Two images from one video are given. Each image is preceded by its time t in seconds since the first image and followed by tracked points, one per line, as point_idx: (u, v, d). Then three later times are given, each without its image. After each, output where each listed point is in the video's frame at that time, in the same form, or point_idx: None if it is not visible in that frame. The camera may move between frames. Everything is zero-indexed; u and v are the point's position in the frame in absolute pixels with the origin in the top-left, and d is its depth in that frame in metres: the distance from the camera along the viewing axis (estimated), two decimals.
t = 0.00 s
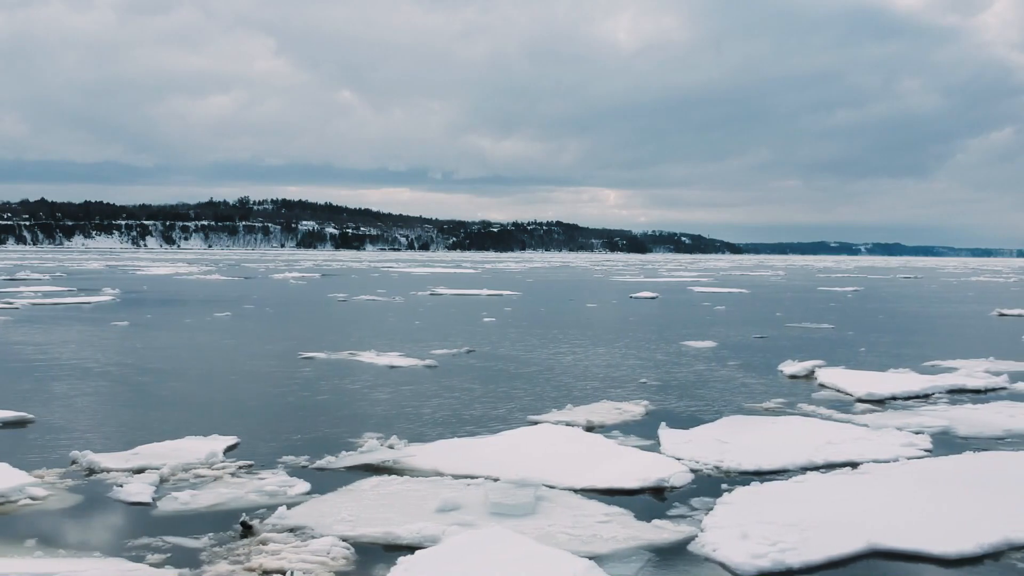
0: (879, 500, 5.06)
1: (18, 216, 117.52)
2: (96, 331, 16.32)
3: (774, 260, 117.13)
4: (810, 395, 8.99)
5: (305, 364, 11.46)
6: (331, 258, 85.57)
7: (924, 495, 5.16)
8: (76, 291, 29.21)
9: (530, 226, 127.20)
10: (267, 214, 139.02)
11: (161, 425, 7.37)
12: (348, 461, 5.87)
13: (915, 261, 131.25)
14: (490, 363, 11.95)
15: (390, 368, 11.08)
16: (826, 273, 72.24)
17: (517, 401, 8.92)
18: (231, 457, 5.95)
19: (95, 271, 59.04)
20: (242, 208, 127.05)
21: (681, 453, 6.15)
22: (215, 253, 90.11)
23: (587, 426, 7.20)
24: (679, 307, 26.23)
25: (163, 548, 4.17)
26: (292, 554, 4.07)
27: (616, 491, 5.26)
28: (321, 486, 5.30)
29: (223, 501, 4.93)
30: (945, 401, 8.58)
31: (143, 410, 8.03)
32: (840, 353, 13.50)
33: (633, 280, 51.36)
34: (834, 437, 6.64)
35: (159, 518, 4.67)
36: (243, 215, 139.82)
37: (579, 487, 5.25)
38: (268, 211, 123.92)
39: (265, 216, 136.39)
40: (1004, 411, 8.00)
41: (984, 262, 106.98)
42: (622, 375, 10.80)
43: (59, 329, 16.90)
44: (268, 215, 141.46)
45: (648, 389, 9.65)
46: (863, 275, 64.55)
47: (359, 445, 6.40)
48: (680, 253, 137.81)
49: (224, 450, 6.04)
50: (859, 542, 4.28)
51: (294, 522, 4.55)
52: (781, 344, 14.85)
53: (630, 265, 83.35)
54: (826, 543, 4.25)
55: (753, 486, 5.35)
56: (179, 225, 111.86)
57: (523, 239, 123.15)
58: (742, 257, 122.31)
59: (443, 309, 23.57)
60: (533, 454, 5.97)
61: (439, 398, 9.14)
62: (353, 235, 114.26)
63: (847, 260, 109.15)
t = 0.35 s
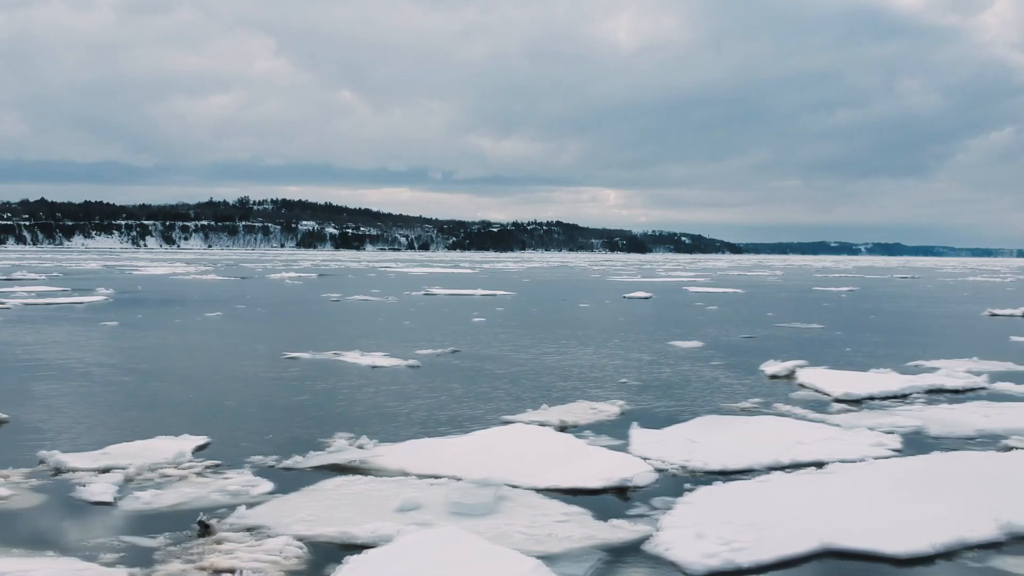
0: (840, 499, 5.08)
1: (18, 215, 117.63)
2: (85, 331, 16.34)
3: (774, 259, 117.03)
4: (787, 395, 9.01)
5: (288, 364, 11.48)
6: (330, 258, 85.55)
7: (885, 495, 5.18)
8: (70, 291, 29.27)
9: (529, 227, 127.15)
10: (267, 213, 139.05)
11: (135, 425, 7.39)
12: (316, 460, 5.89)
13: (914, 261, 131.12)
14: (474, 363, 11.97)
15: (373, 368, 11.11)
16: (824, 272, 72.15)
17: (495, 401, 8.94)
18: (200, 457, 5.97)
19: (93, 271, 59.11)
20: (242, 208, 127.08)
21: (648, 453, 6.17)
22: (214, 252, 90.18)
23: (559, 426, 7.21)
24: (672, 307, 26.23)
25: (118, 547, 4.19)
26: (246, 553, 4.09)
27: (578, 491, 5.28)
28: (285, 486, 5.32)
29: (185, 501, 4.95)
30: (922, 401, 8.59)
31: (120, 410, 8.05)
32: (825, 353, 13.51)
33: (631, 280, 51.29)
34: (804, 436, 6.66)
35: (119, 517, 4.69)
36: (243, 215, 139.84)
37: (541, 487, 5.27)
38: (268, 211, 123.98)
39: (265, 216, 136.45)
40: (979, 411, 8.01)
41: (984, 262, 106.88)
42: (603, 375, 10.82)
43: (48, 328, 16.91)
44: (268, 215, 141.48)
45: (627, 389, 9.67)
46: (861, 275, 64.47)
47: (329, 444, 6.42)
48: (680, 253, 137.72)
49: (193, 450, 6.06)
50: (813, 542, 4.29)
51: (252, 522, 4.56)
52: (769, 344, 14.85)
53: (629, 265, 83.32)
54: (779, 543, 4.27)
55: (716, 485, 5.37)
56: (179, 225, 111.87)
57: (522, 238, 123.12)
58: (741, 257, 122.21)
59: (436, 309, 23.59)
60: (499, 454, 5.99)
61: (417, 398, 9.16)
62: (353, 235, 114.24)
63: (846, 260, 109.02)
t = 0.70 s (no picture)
0: (803, 498, 5.10)
1: (16, 215, 117.54)
2: (74, 331, 16.34)
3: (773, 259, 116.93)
4: (766, 395, 9.02)
5: (272, 364, 11.50)
6: (329, 258, 85.48)
7: (848, 494, 5.20)
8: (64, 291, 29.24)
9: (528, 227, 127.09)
10: (266, 214, 139.20)
11: (109, 425, 7.40)
12: (284, 460, 5.91)
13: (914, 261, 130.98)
14: (458, 363, 11.98)
15: (355, 368, 11.13)
16: (822, 272, 72.11)
17: (472, 401, 8.96)
18: (169, 456, 5.99)
19: (91, 271, 59.11)
20: (241, 208, 127.11)
21: (618, 452, 6.19)
22: (213, 252, 90.17)
23: (532, 426, 7.23)
24: (665, 307, 26.22)
25: (73, 547, 4.20)
26: (200, 552, 4.11)
27: (543, 490, 5.30)
28: (250, 485, 5.33)
29: (146, 500, 4.96)
30: (898, 401, 8.60)
31: (95, 410, 8.06)
32: (810, 353, 13.51)
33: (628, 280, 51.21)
34: (774, 436, 6.68)
35: (78, 516, 4.70)
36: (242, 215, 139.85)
37: (505, 487, 5.29)
38: (267, 212, 123.93)
39: (264, 215, 136.45)
40: (953, 411, 8.02)
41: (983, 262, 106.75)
42: (585, 375, 10.84)
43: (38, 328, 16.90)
44: (267, 215, 141.46)
45: (606, 389, 9.70)
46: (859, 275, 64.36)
47: (300, 444, 6.43)
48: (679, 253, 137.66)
49: (162, 450, 6.07)
50: (768, 541, 4.32)
51: (212, 521, 4.58)
52: (755, 344, 14.86)
53: (627, 265, 83.27)
54: (734, 541, 4.29)
55: (680, 484, 5.39)
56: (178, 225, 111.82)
57: (522, 238, 123.12)
58: (741, 257, 122.12)
59: (428, 309, 23.59)
60: (468, 453, 6.01)
61: (395, 399, 9.18)
62: (352, 235, 114.23)
63: (846, 261, 108.90)
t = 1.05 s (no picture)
0: (766, 495, 5.14)
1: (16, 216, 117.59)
2: (64, 330, 16.34)
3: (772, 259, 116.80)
4: (744, 395, 9.04)
5: (256, 364, 11.52)
6: (327, 258, 85.39)
7: (811, 491, 5.24)
8: (59, 291, 29.24)
9: (528, 227, 127.00)
10: (266, 213, 139.17)
11: (85, 425, 7.42)
12: (253, 459, 5.94)
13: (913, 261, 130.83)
14: (442, 362, 11.99)
15: (339, 367, 11.16)
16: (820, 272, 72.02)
17: (451, 400, 8.98)
18: (139, 455, 6.01)
19: (89, 271, 59.11)
20: (241, 208, 127.02)
21: (587, 451, 6.21)
22: (212, 252, 90.17)
23: (507, 425, 7.26)
24: (659, 307, 26.21)
25: (31, 545, 4.22)
26: (156, 550, 4.13)
27: (508, 488, 5.33)
28: (216, 484, 5.36)
29: (111, 498, 4.98)
30: (875, 400, 8.61)
31: (73, 409, 8.08)
32: (797, 352, 13.51)
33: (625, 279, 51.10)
34: (745, 435, 6.70)
35: (40, 515, 4.72)
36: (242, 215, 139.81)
37: (470, 486, 5.32)
38: (266, 212, 123.93)
39: (264, 215, 136.39)
40: (929, 411, 8.03)
41: (982, 262, 106.57)
42: (567, 375, 10.85)
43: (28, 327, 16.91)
44: (267, 215, 141.35)
45: (587, 389, 9.71)
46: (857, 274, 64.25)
47: (272, 443, 6.45)
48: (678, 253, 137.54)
49: (133, 449, 6.10)
50: (723, 538, 4.35)
51: (173, 519, 4.60)
52: (743, 343, 14.86)
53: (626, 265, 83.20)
54: (689, 539, 4.32)
55: (646, 482, 5.42)
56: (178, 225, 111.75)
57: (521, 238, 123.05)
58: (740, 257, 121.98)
59: (421, 309, 23.58)
60: (438, 452, 6.04)
61: (374, 398, 9.19)
62: (351, 234, 114.18)
63: (845, 261, 108.74)
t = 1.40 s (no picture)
0: (731, 492, 5.17)
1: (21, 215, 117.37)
2: (53, 330, 16.33)
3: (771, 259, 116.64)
4: (723, 395, 9.04)
5: (241, 364, 11.53)
6: (327, 258, 85.31)
7: (775, 489, 5.26)
8: (55, 291, 29.20)
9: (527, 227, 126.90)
10: (266, 213, 139.13)
11: (60, 424, 7.43)
12: (223, 458, 5.96)
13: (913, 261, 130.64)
14: (427, 362, 11.99)
15: (322, 367, 11.18)
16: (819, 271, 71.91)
17: (430, 400, 8.99)
18: (109, 454, 6.03)
19: (90, 270, 58.88)
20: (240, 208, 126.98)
21: (556, 450, 6.23)
22: (212, 252, 90.11)
23: (480, 424, 7.27)
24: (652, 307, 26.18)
25: None
26: (112, 548, 4.15)
27: (473, 487, 5.35)
28: (181, 483, 5.37)
29: (75, 497, 5.00)
30: (853, 400, 8.62)
31: (50, 409, 8.08)
32: (784, 352, 13.50)
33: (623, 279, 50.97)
34: (716, 434, 6.71)
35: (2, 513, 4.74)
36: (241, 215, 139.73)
37: (435, 485, 5.34)
38: (268, 212, 123.46)
39: (264, 214, 136.32)
40: (905, 410, 8.04)
41: (982, 262, 106.36)
42: (550, 374, 10.85)
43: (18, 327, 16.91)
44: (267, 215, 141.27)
45: (567, 388, 9.72)
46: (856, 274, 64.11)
47: (243, 443, 6.47)
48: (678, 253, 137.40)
49: (103, 449, 6.11)
50: (679, 537, 4.37)
51: (134, 518, 4.62)
52: (731, 343, 14.84)
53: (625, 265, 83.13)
54: (645, 537, 4.34)
55: (612, 481, 5.43)
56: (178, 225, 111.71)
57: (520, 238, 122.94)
58: (739, 257, 121.82)
59: (414, 309, 23.56)
60: (407, 452, 6.05)
61: (354, 397, 9.20)
62: (351, 234, 114.08)
63: (844, 261, 108.54)
